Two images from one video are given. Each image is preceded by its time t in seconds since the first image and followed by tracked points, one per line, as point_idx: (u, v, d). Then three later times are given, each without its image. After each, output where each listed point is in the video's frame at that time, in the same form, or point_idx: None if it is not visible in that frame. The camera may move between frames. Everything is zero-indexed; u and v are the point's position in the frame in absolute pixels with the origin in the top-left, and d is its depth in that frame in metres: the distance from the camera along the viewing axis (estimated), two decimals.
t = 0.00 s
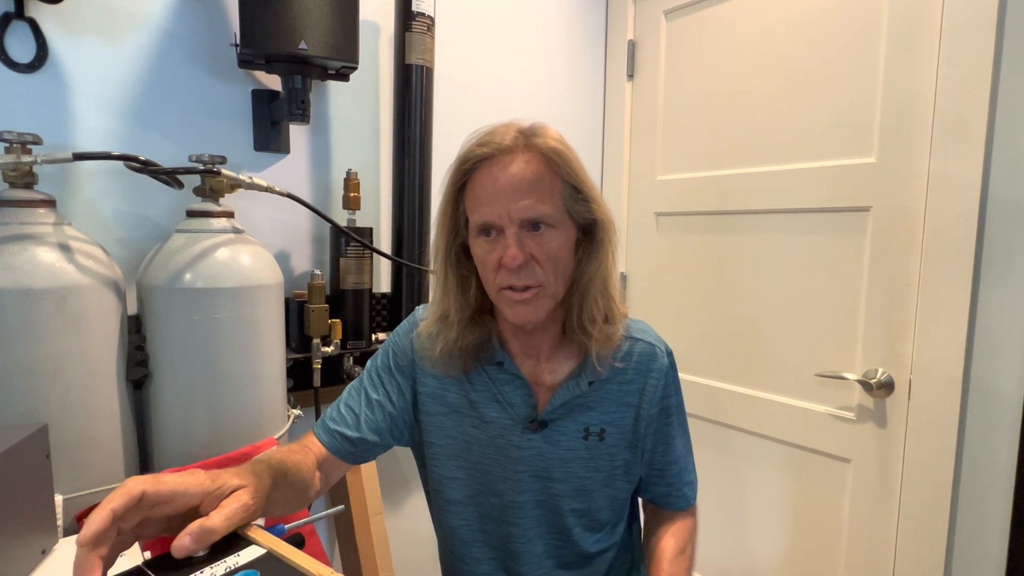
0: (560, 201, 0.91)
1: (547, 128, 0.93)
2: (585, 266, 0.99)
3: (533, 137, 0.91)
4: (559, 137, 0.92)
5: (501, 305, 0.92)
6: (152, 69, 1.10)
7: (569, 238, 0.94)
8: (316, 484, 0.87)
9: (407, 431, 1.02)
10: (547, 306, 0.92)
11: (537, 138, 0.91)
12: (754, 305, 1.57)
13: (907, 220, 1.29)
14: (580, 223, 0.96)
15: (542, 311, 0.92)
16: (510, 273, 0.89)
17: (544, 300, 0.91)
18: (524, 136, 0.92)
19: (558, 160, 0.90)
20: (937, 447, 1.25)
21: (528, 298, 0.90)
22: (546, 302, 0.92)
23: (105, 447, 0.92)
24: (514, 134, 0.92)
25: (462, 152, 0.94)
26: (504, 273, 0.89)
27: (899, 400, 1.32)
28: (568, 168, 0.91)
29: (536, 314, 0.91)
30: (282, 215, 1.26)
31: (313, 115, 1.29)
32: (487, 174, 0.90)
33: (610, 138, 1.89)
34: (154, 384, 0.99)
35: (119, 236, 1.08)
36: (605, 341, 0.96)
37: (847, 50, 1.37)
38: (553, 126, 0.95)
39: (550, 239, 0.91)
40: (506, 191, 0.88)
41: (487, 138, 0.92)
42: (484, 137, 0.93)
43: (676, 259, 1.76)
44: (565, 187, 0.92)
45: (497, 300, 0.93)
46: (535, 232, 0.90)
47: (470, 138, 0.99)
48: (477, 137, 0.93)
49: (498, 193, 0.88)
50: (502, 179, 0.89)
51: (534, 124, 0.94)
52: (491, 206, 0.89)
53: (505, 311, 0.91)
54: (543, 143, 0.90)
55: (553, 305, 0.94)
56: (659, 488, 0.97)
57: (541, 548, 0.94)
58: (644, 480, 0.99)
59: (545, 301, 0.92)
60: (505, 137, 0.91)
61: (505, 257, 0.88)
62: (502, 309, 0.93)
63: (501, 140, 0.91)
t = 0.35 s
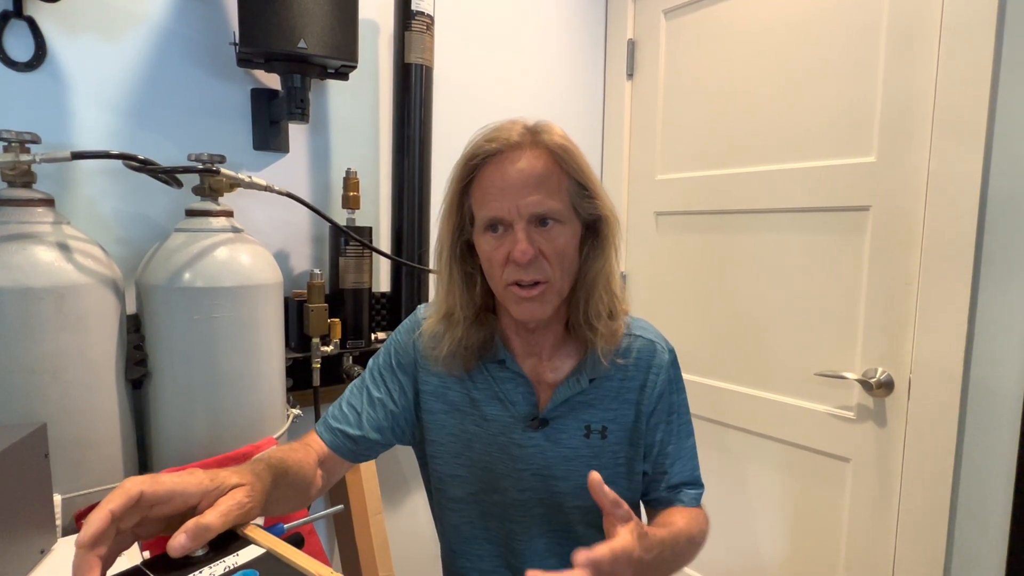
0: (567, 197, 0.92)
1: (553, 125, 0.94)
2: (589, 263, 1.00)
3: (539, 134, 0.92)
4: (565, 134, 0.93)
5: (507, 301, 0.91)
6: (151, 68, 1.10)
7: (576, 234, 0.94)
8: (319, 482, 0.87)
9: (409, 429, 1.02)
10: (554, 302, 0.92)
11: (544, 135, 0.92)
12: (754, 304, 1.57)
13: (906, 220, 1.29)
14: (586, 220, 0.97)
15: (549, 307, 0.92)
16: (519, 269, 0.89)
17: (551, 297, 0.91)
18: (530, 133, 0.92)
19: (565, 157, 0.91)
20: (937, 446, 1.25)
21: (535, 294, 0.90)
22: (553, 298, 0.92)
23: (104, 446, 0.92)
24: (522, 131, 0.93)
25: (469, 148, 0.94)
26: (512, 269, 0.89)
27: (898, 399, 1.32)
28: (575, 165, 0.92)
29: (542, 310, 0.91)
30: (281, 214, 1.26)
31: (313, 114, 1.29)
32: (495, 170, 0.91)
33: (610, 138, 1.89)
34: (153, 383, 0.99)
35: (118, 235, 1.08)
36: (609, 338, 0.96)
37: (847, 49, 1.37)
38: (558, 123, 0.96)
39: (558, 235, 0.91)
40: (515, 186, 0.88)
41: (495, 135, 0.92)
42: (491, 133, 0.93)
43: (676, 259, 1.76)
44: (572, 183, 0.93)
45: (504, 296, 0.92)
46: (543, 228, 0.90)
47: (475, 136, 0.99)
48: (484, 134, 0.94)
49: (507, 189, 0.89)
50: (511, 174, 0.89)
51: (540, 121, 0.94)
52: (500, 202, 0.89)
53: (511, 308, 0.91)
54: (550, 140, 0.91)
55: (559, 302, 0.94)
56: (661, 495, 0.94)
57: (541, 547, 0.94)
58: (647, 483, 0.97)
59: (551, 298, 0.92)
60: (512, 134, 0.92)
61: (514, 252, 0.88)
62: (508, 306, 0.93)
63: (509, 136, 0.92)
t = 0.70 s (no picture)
0: (573, 203, 0.93)
1: (558, 131, 0.94)
2: (594, 269, 1.00)
3: (545, 139, 0.93)
4: (570, 140, 0.94)
5: (513, 306, 0.91)
6: (150, 71, 1.10)
7: (581, 239, 0.95)
8: (319, 486, 0.87)
9: (409, 433, 1.02)
10: (560, 308, 0.92)
11: (550, 140, 0.92)
12: (752, 307, 1.57)
13: (904, 223, 1.29)
14: (590, 225, 0.97)
15: (555, 313, 0.92)
16: (527, 274, 0.89)
17: (558, 302, 0.92)
18: (536, 138, 0.93)
19: (571, 162, 0.92)
20: (934, 449, 1.25)
21: (544, 300, 0.90)
22: (561, 303, 0.92)
23: (103, 450, 0.92)
24: (527, 137, 0.93)
25: (474, 153, 0.94)
26: (520, 274, 0.89)
27: (896, 402, 1.32)
28: (580, 171, 0.93)
29: (549, 315, 0.92)
30: (280, 217, 1.26)
31: (312, 117, 1.29)
32: (502, 175, 0.91)
33: (608, 141, 1.90)
34: (152, 387, 0.99)
35: (117, 238, 1.08)
36: (614, 343, 0.96)
37: (844, 53, 1.38)
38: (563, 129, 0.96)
39: (565, 241, 0.91)
40: (523, 192, 0.89)
41: (501, 140, 0.93)
42: (497, 138, 0.93)
43: (674, 261, 1.76)
44: (577, 189, 0.93)
45: (510, 302, 0.92)
46: (550, 234, 0.91)
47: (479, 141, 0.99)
48: (490, 139, 0.94)
49: (514, 194, 0.89)
50: (518, 180, 0.89)
51: (545, 127, 0.95)
52: (508, 207, 0.89)
53: (518, 313, 0.91)
54: (556, 146, 0.92)
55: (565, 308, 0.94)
56: (655, 500, 0.96)
57: (541, 550, 0.94)
58: (643, 487, 0.98)
59: (558, 303, 0.92)
60: (518, 140, 0.92)
61: (523, 258, 0.88)
62: (514, 311, 0.93)
63: (514, 142, 0.92)
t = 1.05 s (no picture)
0: (575, 201, 0.93)
1: (560, 129, 0.94)
2: (595, 267, 1.00)
3: (547, 138, 0.93)
4: (571, 138, 0.94)
5: (514, 303, 0.91)
6: (146, 70, 1.09)
7: (583, 238, 0.95)
8: (319, 487, 0.87)
9: (408, 432, 1.02)
10: (561, 305, 0.92)
11: (552, 138, 0.92)
12: (750, 306, 1.58)
13: (900, 222, 1.30)
14: (592, 224, 0.97)
15: (556, 310, 0.92)
16: (528, 272, 0.89)
17: (560, 300, 0.92)
18: (538, 136, 0.93)
19: (573, 160, 0.92)
20: (932, 447, 1.25)
21: (545, 297, 0.90)
22: (562, 301, 0.92)
23: (100, 450, 0.91)
24: (529, 134, 0.93)
25: (477, 151, 0.94)
26: (521, 271, 0.89)
27: (893, 401, 1.32)
28: (582, 169, 0.93)
29: (551, 312, 0.91)
30: (277, 217, 1.26)
31: (310, 117, 1.29)
32: (504, 172, 0.91)
33: (606, 140, 1.90)
34: (149, 387, 0.99)
35: (113, 238, 1.08)
36: (615, 341, 0.96)
37: (841, 52, 1.38)
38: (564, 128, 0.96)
39: (567, 239, 0.91)
40: (525, 189, 0.89)
41: (502, 137, 0.93)
42: (499, 136, 0.93)
43: (672, 260, 1.76)
44: (579, 187, 0.93)
45: (511, 300, 0.92)
46: (552, 231, 0.91)
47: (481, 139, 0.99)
48: (491, 137, 0.94)
49: (516, 192, 0.89)
50: (521, 177, 0.89)
51: (547, 125, 0.95)
52: (510, 205, 0.89)
53: (520, 310, 0.91)
54: (558, 144, 0.92)
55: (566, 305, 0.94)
56: (655, 499, 0.95)
57: (540, 549, 0.94)
58: (643, 487, 0.98)
59: (559, 300, 0.92)
60: (520, 137, 0.92)
61: (525, 255, 0.88)
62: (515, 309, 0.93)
63: (516, 139, 0.92)
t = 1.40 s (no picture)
0: (566, 202, 0.92)
1: (551, 131, 0.94)
2: (591, 267, 1.00)
3: (537, 140, 0.92)
4: (563, 139, 0.94)
5: (508, 306, 0.91)
6: (146, 72, 1.09)
7: (576, 239, 0.94)
8: (319, 488, 0.87)
9: (409, 435, 1.01)
10: (555, 307, 0.92)
11: (542, 140, 0.92)
12: (750, 307, 1.58)
13: (900, 223, 1.30)
14: (586, 224, 0.97)
15: (550, 312, 0.92)
16: (519, 275, 0.89)
17: (553, 302, 0.91)
18: (528, 139, 0.93)
19: (563, 162, 0.92)
20: (932, 448, 1.25)
21: (536, 300, 0.90)
22: (555, 303, 0.92)
23: (101, 452, 0.91)
24: (519, 137, 0.93)
25: (467, 155, 0.94)
26: (513, 275, 0.89)
27: (893, 402, 1.32)
28: (574, 171, 0.93)
29: (544, 314, 0.91)
30: (277, 219, 1.26)
31: (309, 119, 1.29)
32: (494, 176, 0.91)
33: (605, 141, 1.90)
34: (149, 389, 0.99)
35: (113, 240, 1.08)
36: (612, 343, 0.96)
37: (841, 53, 1.38)
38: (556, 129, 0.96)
39: (558, 241, 0.91)
40: (514, 193, 0.89)
41: (492, 141, 0.93)
42: (489, 140, 0.93)
43: (672, 262, 1.76)
44: (570, 188, 0.93)
45: (505, 302, 0.92)
46: (542, 234, 0.90)
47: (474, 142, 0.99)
48: (482, 141, 0.94)
49: (505, 195, 0.89)
50: (509, 180, 0.89)
51: (537, 128, 0.95)
52: (499, 209, 0.89)
53: (512, 313, 0.91)
54: (548, 146, 0.91)
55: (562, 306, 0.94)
56: (652, 500, 0.95)
57: (541, 551, 0.94)
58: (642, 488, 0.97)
59: (552, 303, 0.92)
60: (510, 141, 0.92)
61: (514, 259, 0.88)
62: (510, 312, 0.93)
63: (506, 143, 0.92)
